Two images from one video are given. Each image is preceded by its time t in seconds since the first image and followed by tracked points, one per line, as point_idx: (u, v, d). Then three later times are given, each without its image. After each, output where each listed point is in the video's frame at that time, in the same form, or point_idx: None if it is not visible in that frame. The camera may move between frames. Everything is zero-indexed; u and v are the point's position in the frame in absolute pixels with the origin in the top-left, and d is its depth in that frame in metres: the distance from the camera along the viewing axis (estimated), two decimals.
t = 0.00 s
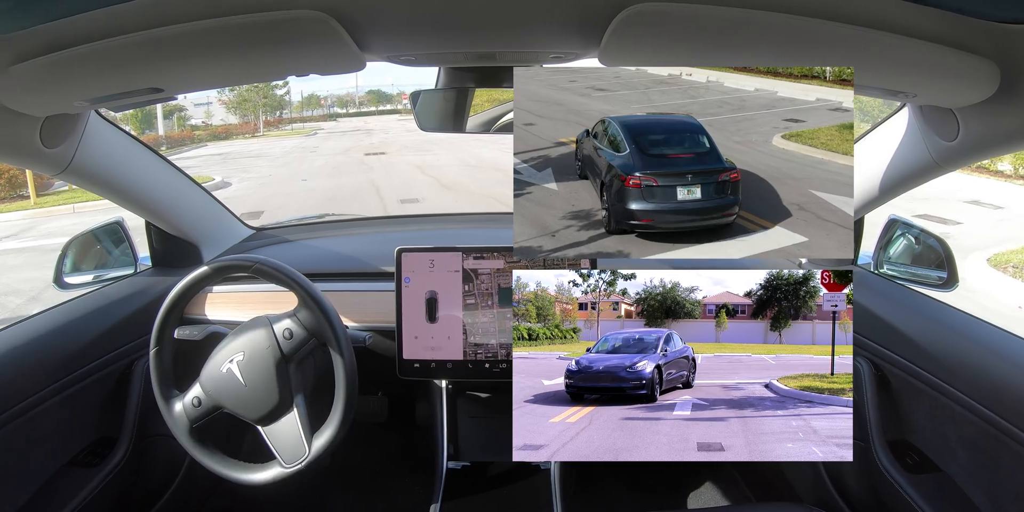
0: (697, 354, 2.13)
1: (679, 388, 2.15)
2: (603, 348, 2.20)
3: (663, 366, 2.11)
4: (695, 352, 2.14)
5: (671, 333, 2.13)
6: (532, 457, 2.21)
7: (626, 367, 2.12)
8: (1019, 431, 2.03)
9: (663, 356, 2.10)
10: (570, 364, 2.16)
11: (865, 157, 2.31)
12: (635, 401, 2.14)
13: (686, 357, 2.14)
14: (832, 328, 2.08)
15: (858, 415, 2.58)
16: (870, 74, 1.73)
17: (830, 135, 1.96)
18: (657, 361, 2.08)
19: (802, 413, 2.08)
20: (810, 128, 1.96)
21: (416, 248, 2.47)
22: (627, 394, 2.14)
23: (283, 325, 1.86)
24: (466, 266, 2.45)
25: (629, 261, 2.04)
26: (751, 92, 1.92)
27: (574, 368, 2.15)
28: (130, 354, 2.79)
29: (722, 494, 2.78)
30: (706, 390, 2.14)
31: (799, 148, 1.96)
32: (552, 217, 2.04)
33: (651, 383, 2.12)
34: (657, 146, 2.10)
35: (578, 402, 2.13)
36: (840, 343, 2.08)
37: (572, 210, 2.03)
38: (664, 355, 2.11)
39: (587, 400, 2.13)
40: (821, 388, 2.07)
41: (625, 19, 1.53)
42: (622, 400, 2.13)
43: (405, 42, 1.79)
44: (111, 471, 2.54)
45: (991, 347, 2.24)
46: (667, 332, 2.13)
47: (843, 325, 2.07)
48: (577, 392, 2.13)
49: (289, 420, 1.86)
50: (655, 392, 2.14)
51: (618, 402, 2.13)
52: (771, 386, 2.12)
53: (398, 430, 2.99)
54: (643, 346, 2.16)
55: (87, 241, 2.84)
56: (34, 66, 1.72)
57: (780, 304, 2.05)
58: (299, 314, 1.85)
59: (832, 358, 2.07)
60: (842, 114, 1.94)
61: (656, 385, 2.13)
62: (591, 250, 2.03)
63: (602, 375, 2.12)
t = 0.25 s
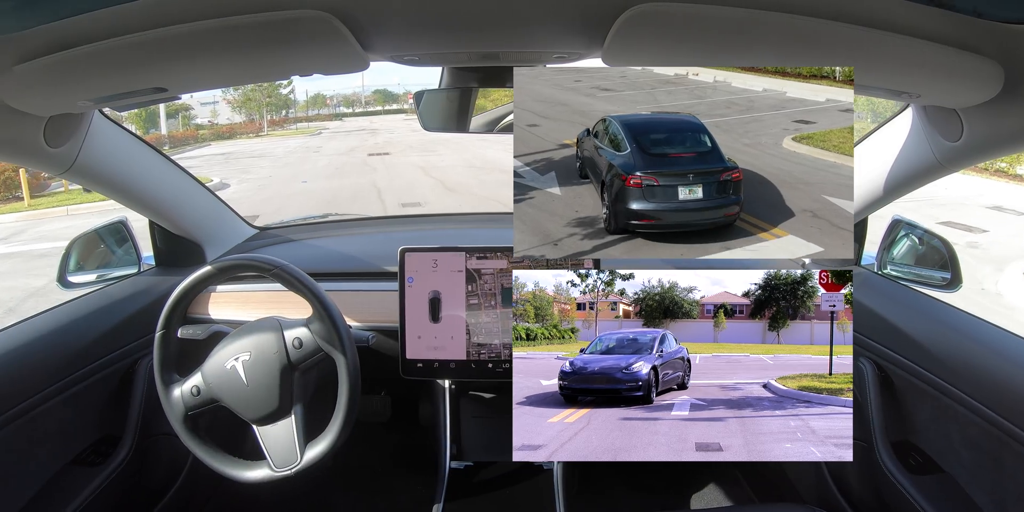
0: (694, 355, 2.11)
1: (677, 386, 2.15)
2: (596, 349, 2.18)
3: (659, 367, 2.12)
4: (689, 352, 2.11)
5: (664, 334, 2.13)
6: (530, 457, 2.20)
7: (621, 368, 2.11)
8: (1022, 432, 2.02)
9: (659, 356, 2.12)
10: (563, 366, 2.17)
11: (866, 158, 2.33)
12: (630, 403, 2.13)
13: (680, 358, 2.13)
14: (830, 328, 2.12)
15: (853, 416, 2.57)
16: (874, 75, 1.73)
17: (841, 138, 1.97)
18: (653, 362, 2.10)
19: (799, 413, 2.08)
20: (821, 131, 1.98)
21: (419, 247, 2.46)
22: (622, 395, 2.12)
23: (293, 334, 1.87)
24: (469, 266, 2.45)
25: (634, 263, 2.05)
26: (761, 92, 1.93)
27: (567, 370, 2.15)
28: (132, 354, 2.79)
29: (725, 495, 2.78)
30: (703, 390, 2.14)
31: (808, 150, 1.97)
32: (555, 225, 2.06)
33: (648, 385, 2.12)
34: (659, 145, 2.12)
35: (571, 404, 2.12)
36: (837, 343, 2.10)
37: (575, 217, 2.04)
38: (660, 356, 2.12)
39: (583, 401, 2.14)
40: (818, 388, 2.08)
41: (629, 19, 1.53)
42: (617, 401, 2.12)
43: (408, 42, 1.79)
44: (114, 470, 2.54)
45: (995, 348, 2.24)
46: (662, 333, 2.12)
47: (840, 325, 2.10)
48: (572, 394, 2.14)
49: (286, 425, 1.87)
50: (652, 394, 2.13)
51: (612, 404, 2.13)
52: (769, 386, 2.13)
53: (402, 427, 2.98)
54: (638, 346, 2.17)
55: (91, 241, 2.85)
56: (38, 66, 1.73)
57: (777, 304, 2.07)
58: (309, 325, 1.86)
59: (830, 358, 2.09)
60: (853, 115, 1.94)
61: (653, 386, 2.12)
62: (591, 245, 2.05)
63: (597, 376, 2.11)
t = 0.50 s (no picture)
0: (695, 354, 2.12)
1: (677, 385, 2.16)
2: (591, 349, 2.19)
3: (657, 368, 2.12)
4: (684, 351, 2.12)
5: (660, 334, 2.12)
6: (529, 456, 2.20)
7: (619, 368, 2.13)
8: None
9: (656, 357, 2.11)
10: (559, 366, 2.17)
11: (866, 160, 2.34)
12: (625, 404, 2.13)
13: (675, 358, 2.12)
14: (829, 327, 2.12)
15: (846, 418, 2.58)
16: (876, 75, 1.73)
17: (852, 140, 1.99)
18: (650, 362, 2.11)
19: (799, 413, 2.07)
20: (832, 133, 1.99)
21: (423, 247, 2.46)
22: (620, 396, 2.13)
23: (299, 339, 1.88)
24: (472, 266, 2.45)
25: (637, 264, 2.06)
26: (768, 92, 1.94)
27: (563, 370, 2.15)
28: (135, 354, 2.80)
29: (727, 495, 2.77)
30: (703, 389, 2.13)
31: (820, 152, 1.98)
32: (561, 232, 2.07)
33: (646, 386, 2.12)
34: (660, 145, 2.10)
35: (566, 404, 2.13)
36: (837, 342, 2.11)
37: (581, 224, 2.06)
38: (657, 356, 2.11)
39: (577, 402, 2.14)
40: (818, 387, 2.07)
41: (632, 19, 1.53)
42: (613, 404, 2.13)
43: (411, 42, 1.79)
44: (118, 469, 2.53)
45: (997, 348, 2.24)
46: (659, 332, 2.12)
47: (839, 324, 2.10)
48: (567, 396, 2.14)
49: (285, 425, 1.87)
50: (650, 395, 2.13)
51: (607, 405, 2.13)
52: (768, 385, 2.12)
53: (406, 426, 2.97)
54: (634, 346, 2.18)
55: (95, 241, 2.86)
56: (41, 66, 1.73)
57: (777, 304, 2.09)
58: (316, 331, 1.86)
59: (829, 357, 2.10)
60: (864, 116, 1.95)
61: (651, 387, 2.13)
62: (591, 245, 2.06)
63: (592, 377, 2.13)
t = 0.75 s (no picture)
0: (696, 352, 2.14)
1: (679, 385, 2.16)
2: (587, 348, 2.21)
3: (657, 367, 2.13)
4: (683, 351, 2.14)
5: (660, 334, 2.14)
6: (531, 454, 2.19)
7: (617, 369, 2.14)
8: None
9: (655, 356, 2.13)
10: (556, 366, 2.18)
11: (866, 162, 2.34)
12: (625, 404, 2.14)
13: (673, 357, 2.14)
14: (832, 326, 2.09)
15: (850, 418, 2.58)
16: (880, 74, 1.73)
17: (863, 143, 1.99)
18: (650, 362, 2.13)
19: (800, 412, 2.09)
20: (843, 136, 2.00)
21: (426, 247, 2.46)
22: (618, 398, 2.14)
23: (304, 342, 1.87)
24: (475, 266, 2.45)
25: (640, 262, 2.06)
26: (777, 94, 1.96)
27: (561, 370, 2.16)
28: (138, 354, 2.80)
29: (729, 496, 2.78)
30: (706, 388, 2.14)
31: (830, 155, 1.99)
32: (563, 241, 2.08)
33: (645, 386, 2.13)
34: (661, 145, 2.11)
35: (564, 405, 2.15)
36: (839, 341, 2.08)
37: (585, 232, 2.06)
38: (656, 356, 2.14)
39: (575, 402, 2.16)
40: (819, 387, 2.07)
41: (635, 19, 1.53)
42: (612, 404, 2.15)
43: (414, 42, 1.79)
44: (120, 469, 2.54)
45: (1001, 348, 2.23)
46: (659, 332, 2.14)
47: (842, 324, 2.07)
48: (564, 397, 2.16)
49: (286, 427, 1.88)
50: (649, 396, 2.15)
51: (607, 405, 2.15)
52: (770, 385, 2.13)
53: (407, 425, 2.97)
54: (632, 346, 2.19)
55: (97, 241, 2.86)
56: (44, 66, 1.73)
57: (779, 303, 2.06)
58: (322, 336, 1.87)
59: (831, 356, 2.08)
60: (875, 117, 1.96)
61: (649, 389, 2.14)
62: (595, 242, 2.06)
63: (590, 377, 2.16)
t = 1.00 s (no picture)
0: (701, 351, 2.12)
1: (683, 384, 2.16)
2: (587, 347, 2.20)
3: (658, 366, 2.11)
4: (683, 350, 2.11)
5: (660, 332, 2.11)
6: (535, 454, 2.19)
7: (618, 368, 2.13)
8: None
9: (655, 355, 2.11)
10: (555, 366, 2.18)
11: (867, 162, 2.36)
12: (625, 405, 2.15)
13: (673, 356, 2.12)
14: (835, 325, 2.08)
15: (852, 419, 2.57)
16: (880, 74, 1.73)
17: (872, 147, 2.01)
18: (651, 362, 2.11)
19: (804, 411, 2.09)
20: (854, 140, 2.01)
21: (428, 247, 2.46)
22: (617, 398, 2.15)
23: (308, 346, 1.88)
24: (476, 266, 2.46)
25: (642, 261, 2.08)
26: (783, 96, 1.99)
27: (559, 370, 2.17)
28: (140, 354, 2.80)
29: (730, 496, 2.78)
30: (709, 387, 2.15)
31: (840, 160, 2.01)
32: (565, 249, 2.09)
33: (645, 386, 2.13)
34: (662, 145, 2.14)
35: (560, 407, 2.17)
36: (843, 340, 2.07)
37: (586, 242, 2.09)
38: (656, 355, 2.11)
39: (571, 402, 2.16)
40: (823, 385, 2.06)
41: (636, 18, 1.53)
42: (612, 403, 2.16)
43: (415, 42, 1.79)
44: (122, 469, 2.54)
45: (1003, 348, 2.24)
46: (661, 331, 2.11)
47: (845, 323, 2.07)
48: (562, 396, 2.16)
49: (287, 428, 1.88)
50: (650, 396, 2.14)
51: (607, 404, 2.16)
52: (774, 384, 2.12)
53: (409, 427, 2.99)
54: (632, 344, 2.18)
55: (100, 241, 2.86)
56: (46, 67, 1.73)
57: (783, 302, 2.08)
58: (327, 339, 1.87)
59: (835, 355, 2.08)
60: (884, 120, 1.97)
61: (649, 389, 2.14)
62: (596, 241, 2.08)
63: (588, 378, 2.16)
